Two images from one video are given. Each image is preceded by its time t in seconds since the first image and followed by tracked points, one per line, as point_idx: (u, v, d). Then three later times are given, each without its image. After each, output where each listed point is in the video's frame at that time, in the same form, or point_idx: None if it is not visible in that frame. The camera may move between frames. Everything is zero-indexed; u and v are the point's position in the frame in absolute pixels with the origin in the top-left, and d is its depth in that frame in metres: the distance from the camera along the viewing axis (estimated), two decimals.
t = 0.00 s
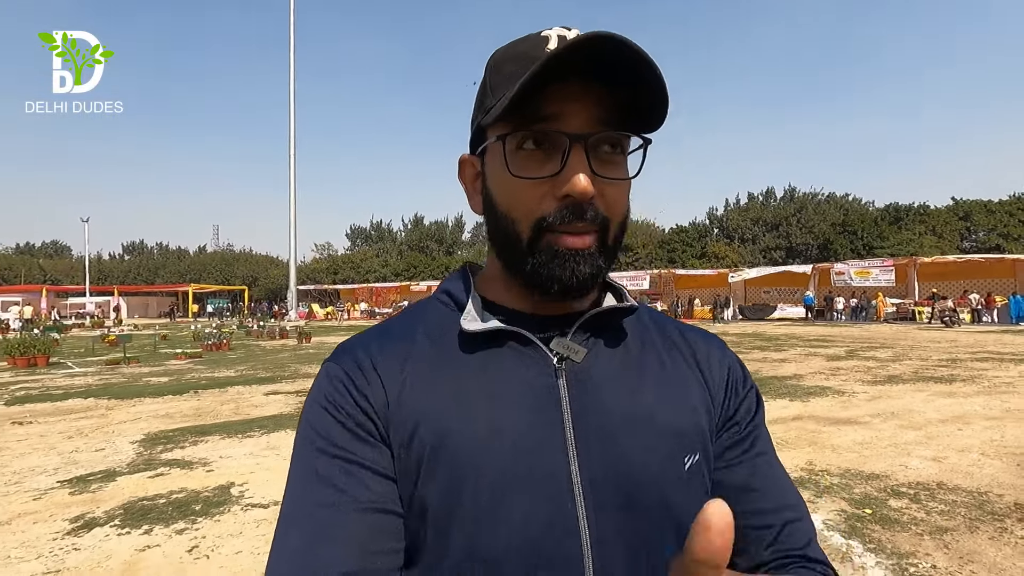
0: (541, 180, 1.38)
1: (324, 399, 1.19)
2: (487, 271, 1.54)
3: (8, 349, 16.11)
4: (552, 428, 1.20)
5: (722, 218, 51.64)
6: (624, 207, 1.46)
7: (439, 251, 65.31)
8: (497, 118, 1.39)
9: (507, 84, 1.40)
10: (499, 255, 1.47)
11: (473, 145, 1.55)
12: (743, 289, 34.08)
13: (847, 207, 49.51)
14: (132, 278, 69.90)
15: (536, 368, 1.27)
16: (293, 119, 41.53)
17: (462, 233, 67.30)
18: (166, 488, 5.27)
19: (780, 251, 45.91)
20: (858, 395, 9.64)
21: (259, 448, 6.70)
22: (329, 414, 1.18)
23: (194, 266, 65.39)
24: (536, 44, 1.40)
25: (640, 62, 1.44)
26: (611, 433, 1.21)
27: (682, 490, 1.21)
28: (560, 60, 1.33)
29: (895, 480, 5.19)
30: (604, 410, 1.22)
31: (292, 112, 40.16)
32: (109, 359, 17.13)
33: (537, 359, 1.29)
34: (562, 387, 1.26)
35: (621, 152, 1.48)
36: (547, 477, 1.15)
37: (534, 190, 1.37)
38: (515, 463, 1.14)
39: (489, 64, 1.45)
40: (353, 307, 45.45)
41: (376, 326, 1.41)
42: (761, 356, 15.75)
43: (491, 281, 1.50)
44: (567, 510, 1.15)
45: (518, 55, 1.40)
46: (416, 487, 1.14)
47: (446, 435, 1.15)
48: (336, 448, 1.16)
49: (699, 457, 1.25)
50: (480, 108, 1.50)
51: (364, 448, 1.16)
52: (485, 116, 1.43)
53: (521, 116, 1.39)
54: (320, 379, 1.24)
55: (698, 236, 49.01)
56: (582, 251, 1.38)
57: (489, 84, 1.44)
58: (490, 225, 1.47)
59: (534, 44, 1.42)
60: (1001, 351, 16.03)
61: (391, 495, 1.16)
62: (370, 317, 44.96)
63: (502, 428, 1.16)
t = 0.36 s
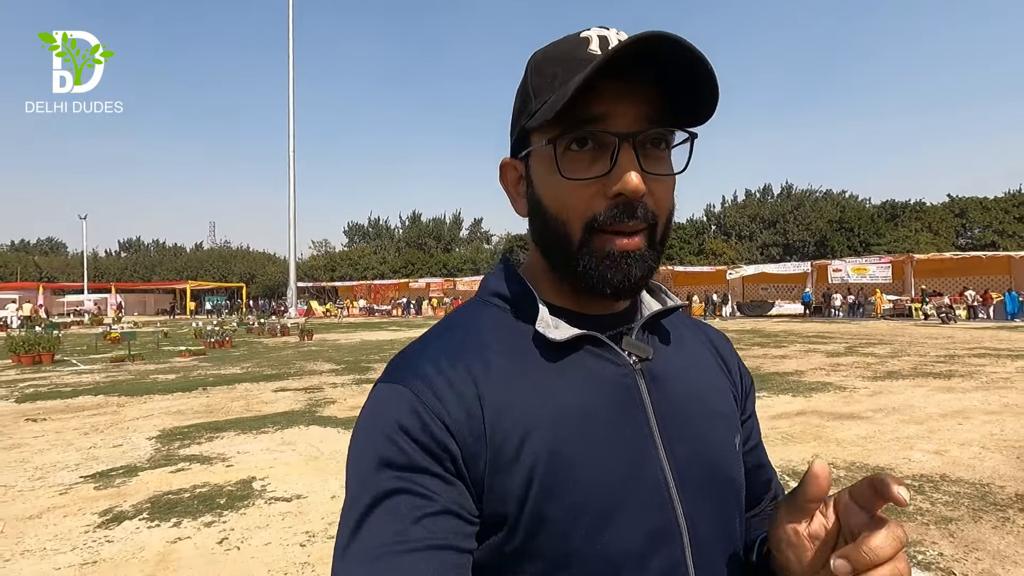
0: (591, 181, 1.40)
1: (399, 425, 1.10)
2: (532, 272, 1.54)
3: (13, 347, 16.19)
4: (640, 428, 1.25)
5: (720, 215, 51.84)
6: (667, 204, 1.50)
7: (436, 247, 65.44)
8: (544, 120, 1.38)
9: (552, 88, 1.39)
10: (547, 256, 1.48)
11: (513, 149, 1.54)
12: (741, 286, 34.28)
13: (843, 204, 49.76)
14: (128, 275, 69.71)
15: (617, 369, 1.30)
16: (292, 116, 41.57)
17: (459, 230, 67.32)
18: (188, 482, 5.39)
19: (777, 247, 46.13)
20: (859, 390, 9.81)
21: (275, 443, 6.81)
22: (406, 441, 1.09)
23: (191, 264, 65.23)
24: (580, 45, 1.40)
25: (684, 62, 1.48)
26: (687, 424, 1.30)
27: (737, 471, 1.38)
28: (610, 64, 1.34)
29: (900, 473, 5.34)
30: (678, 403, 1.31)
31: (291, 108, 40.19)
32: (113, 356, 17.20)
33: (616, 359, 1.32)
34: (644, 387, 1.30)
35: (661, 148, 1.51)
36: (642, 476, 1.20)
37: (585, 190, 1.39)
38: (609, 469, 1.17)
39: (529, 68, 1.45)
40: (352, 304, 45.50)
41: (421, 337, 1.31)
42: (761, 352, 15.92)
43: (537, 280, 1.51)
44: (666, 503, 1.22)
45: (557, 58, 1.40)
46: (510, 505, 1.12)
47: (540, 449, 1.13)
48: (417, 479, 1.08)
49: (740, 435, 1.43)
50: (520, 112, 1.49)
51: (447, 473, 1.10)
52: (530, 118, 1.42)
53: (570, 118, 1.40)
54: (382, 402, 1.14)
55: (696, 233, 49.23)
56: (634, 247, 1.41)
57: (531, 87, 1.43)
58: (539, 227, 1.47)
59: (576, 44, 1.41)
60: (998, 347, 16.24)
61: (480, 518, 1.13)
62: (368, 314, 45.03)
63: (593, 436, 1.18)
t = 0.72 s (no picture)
0: (585, 215, 1.37)
1: (409, 471, 1.11)
2: (526, 300, 1.52)
3: (6, 342, 16.06)
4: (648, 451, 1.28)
5: (715, 209, 51.86)
6: (663, 231, 1.48)
7: (433, 241, 65.50)
8: (534, 156, 1.35)
9: (542, 121, 1.36)
10: (542, 287, 1.46)
11: (505, 177, 1.51)
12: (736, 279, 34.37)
13: (839, 198, 49.87)
14: (122, 269, 69.19)
15: (624, 393, 1.32)
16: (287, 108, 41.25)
17: (455, 224, 67.09)
18: (185, 481, 5.37)
19: (773, 241, 46.23)
20: (854, 385, 9.86)
21: (273, 440, 6.80)
22: (417, 486, 1.10)
23: (185, 258, 64.81)
24: (569, 77, 1.37)
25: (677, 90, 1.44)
26: (690, 444, 1.35)
27: (735, 486, 1.42)
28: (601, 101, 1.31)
29: (896, 468, 5.37)
30: (683, 425, 1.35)
31: (285, 101, 39.87)
32: (108, 352, 17.09)
33: (622, 385, 1.33)
34: (649, 410, 1.33)
35: (655, 175, 1.49)
36: (650, 503, 1.23)
37: (580, 223, 1.37)
38: (618, 503, 1.20)
39: (518, 100, 1.42)
40: (348, 298, 45.34)
41: (425, 370, 1.33)
42: (757, 346, 15.98)
43: (532, 307, 1.50)
44: (674, 526, 1.25)
45: (547, 89, 1.37)
46: (522, 543, 1.14)
47: (551, 486, 1.16)
48: (428, 524, 1.09)
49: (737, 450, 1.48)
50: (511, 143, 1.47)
51: (457, 516, 1.12)
52: (520, 151, 1.39)
53: (561, 153, 1.38)
54: (390, 447, 1.15)
55: (692, 226, 49.26)
56: (630, 280, 1.39)
57: (521, 118, 1.40)
58: (533, 259, 1.45)
59: (564, 77, 1.39)
60: (991, 340, 16.33)
61: (490, 556, 1.15)
62: (364, 308, 44.88)
63: (602, 470, 1.20)
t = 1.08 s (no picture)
0: (565, 235, 1.36)
1: (418, 476, 1.09)
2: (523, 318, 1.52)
3: None
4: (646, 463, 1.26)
5: (712, 200, 51.81)
6: (645, 247, 1.45)
7: (429, 232, 65.34)
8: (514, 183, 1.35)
9: (519, 150, 1.35)
10: (534, 302, 1.45)
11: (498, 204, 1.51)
12: (732, 271, 34.39)
13: (835, 190, 49.87)
14: (116, 262, 68.79)
15: (623, 406, 1.31)
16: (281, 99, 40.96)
17: (451, 216, 66.89)
18: (178, 478, 5.34)
19: (769, 233, 46.24)
20: (849, 377, 9.89)
21: (267, 436, 6.77)
22: (429, 491, 1.08)
23: (179, 250, 64.45)
24: (540, 106, 1.35)
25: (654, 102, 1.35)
26: (690, 456, 1.32)
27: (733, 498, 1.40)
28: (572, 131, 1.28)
29: (889, 462, 5.39)
30: (683, 439, 1.33)
31: (280, 92, 39.56)
32: (102, 346, 17.00)
33: (621, 398, 1.32)
34: (648, 423, 1.30)
35: (636, 191, 1.45)
36: (650, 513, 1.21)
37: (558, 244, 1.36)
38: (622, 510, 1.17)
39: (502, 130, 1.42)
40: (344, 291, 45.21)
41: (431, 378, 1.31)
42: (752, 339, 15.99)
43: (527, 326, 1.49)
44: (672, 537, 1.22)
45: (527, 118, 1.36)
46: (526, 548, 1.12)
47: (554, 493, 1.13)
48: (438, 525, 1.08)
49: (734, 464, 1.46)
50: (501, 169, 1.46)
51: (466, 518, 1.11)
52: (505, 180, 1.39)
53: (540, 178, 1.37)
54: (399, 453, 1.13)
55: (688, 218, 49.23)
56: (612, 297, 1.36)
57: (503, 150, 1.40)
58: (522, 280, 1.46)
59: (537, 106, 1.37)
60: (985, 332, 16.42)
61: (496, 561, 1.13)
62: (360, 300, 44.77)
63: (604, 480, 1.18)
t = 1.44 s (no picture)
0: (603, 265, 1.33)
1: (417, 503, 1.08)
2: (537, 340, 1.46)
3: None
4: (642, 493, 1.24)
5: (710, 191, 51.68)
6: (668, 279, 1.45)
7: (427, 224, 65.27)
8: (548, 208, 1.31)
9: (559, 174, 1.31)
10: (552, 329, 1.41)
11: (514, 224, 1.44)
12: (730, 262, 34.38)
13: (833, 180, 49.77)
14: (112, 255, 68.42)
15: (622, 433, 1.30)
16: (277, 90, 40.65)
17: (448, 208, 66.58)
18: (174, 476, 5.34)
19: (766, 223, 46.19)
20: (845, 370, 9.90)
21: (264, 433, 6.76)
22: (431, 519, 1.08)
23: (176, 244, 64.15)
24: (579, 134, 1.33)
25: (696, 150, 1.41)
26: (686, 481, 1.31)
27: (731, 526, 1.39)
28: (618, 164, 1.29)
29: (884, 456, 5.41)
30: (679, 466, 1.31)
31: (275, 82, 39.23)
32: (98, 341, 16.93)
33: (619, 426, 1.31)
34: (645, 450, 1.29)
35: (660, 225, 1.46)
36: (648, 542, 1.20)
37: (596, 273, 1.33)
38: (620, 540, 1.17)
39: (523, 151, 1.37)
40: (342, 284, 45.11)
41: (430, 403, 1.30)
42: (750, 331, 15.99)
43: (545, 351, 1.43)
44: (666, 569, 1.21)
45: (561, 142, 1.34)
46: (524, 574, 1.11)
47: (550, 523, 1.12)
48: (438, 550, 1.06)
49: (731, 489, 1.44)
50: (519, 190, 1.40)
51: (466, 544, 1.09)
52: (531, 203, 1.34)
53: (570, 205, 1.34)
54: (398, 479, 1.12)
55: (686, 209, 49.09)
56: (644, 328, 1.35)
57: (531, 171, 1.34)
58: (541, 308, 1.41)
59: (574, 132, 1.34)
60: (981, 322, 16.46)
61: None
62: (358, 293, 44.66)
63: (602, 509, 1.17)
